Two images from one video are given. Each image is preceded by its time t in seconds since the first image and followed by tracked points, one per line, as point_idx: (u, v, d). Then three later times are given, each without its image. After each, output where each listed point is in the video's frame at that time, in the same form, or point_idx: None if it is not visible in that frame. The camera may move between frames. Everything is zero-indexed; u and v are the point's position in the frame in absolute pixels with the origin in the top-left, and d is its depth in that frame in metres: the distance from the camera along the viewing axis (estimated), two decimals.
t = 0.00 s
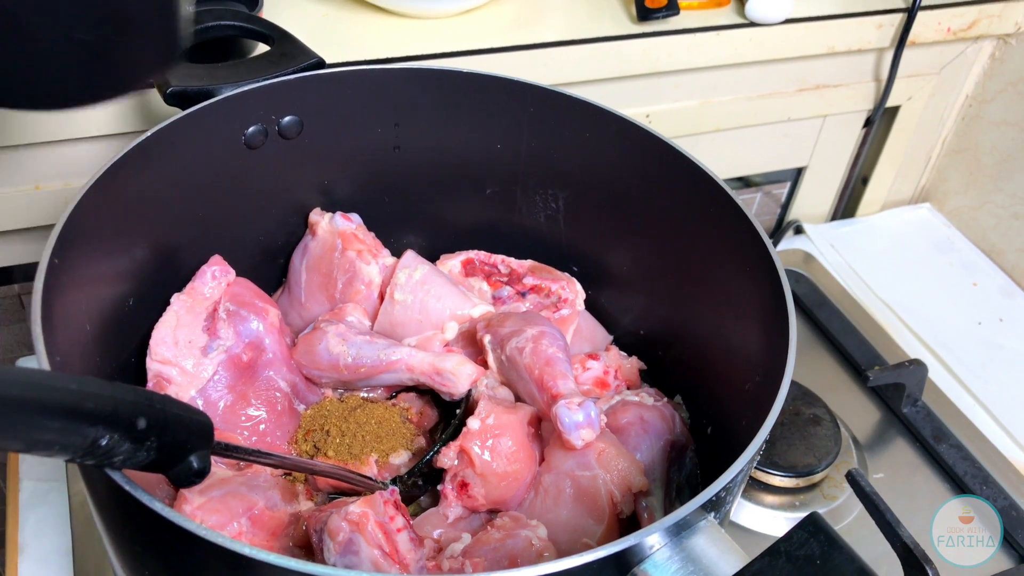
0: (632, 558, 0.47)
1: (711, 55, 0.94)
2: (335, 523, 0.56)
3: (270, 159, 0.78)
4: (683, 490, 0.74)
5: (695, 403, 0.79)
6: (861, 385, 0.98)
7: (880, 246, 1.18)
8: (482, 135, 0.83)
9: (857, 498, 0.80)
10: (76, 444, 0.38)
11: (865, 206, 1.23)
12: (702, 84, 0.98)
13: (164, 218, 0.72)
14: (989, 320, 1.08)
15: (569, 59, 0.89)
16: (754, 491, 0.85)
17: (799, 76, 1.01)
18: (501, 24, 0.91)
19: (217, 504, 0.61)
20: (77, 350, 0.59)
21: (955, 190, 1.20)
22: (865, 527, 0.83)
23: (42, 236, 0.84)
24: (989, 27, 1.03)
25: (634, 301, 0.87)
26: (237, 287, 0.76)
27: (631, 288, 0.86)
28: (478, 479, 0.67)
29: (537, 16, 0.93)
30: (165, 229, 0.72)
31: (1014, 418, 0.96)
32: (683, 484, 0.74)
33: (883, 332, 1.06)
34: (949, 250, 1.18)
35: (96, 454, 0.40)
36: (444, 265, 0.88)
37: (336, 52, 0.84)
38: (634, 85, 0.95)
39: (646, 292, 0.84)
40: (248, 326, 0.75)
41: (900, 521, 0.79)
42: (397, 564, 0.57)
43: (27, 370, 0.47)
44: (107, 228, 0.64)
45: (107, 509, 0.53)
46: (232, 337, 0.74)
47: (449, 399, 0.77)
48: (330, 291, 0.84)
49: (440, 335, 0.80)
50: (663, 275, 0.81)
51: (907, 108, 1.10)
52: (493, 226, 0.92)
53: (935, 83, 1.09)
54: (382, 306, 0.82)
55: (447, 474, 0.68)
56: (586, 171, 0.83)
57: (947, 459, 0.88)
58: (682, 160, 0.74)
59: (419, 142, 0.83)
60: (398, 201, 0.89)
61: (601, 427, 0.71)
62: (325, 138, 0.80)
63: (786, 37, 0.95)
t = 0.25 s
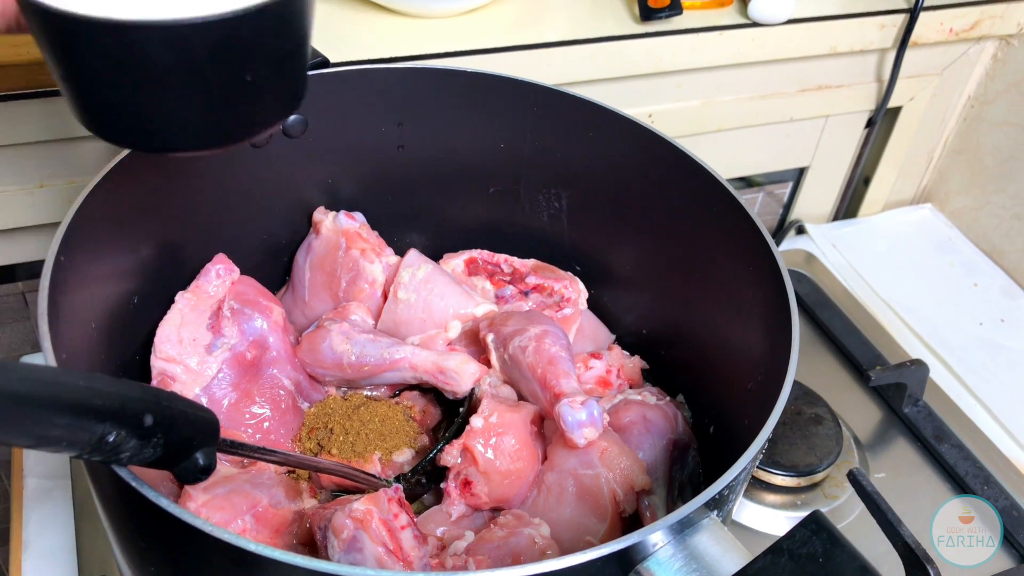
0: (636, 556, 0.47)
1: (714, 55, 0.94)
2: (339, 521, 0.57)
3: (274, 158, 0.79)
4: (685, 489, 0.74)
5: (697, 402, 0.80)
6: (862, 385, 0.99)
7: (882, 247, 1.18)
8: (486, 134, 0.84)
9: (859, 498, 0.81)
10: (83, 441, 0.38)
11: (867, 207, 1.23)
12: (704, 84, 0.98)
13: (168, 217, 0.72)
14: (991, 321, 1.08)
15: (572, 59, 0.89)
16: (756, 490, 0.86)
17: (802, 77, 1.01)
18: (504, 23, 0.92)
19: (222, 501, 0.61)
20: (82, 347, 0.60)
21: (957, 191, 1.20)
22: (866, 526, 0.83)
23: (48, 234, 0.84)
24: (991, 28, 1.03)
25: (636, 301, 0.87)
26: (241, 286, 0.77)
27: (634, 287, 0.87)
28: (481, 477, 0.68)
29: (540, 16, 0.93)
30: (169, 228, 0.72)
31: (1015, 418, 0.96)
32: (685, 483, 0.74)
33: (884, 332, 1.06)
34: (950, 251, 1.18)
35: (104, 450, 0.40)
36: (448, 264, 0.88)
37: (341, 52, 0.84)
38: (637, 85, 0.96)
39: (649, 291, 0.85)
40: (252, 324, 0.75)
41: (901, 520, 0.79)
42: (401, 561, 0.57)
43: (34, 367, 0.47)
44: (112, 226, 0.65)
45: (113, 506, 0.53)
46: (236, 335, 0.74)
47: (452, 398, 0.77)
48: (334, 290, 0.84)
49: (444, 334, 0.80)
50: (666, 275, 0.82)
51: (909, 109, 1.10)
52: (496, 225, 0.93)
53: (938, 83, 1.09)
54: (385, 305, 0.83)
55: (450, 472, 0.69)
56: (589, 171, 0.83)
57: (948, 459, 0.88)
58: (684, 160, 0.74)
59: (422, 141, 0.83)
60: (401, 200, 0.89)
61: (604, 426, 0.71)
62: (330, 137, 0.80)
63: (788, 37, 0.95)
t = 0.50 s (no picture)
0: (634, 554, 0.48)
1: (716, 57, 0.94)
2: (341, 519, 0.57)
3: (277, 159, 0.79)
4: (685, 489, 0.75)
5: (697, 403, 0.80)
6: (862, 387, 0.99)
7: (883, 250, 1.18)
8: (488, 136, 0.84)
9: (858, 499, 0.81)
10: (88, 438, 0.38)
11: (869, 210, 1.23)
12: (706, 87, 0.99)
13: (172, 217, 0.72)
14: (991, 323, 1.09)
15: (574, 61, 0.90)
16: (756, 491, 0.86)
17: (803, 80, 1.02)
18: (507, 26, 0.92)
19: (224, 499, 0.62)
20: (87, 346, 0.60)
21: (958, 194, 1.20)
22: (866, 528, 0.84)
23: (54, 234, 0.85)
24: (992, 32, 1.03)
25: (637, 302, 0.87)
26: (245, 286, 0.77)
27: (634, 289, 0.87)
28: (482, 476, 0.68)
29: (542, 18, 0.94)
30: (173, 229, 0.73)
31: (1015, 421, 0.96)
32: (685, 484, 0.75)
33: (884, 334, 1.07)
34: (951, 254, 1.19)
35: (108, 447, 0.40)
36: (450, 265, 0.89)
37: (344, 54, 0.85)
38: (639, 87, 0.96)
39: (650, 293, 0.85)
40: (255, 324, 0.75)
41: (900, 522, 0.79)
42: (402, 560, 0.57)
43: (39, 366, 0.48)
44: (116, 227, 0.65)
45: (117, 504, 0.53)
46: (239, 335, 0.74)
47: (453, 398, 0.78)
48: (336, 290, 0.85)
49: (445, 335, 0.81)
50: (667, 277, 0.82)
51: (910, 112, 1.10)
52: (498, 226, 0.93)
53: (939, 87, 1.09)
54: (387, 306, 0.83)
55: (451, 471, 0.69)
56: (590, 173, 0.83)
57: (948, 461, 0.88)
58: (685, 162, 0.75)
59: (425, 143, 0.84)
60: (404, 201, 0.90)
61: (604, 426, 0.71)
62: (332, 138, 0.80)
63: (790, 41, 0.95)
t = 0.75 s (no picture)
0: (626, 558, 0.48)
1: (712, 61, 0.95)
2: (334, 522, 0.57)
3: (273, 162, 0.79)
4: (679, 493, 0.75)
5: (691, 407, 0.80)
6: (858, 390, 0.99)
7: (879, 253, 1.19)
8: (484, 140, 0.84)
9: (852, 502, 0.81)
10: (81, 441, 0.38)
11: (865, 213, 1.23)
12: (703, 90, 0.99)
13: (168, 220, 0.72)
14: (988, 327, 1.09)
15: (571, 65, 0.90)
16: (750, 494, 0.86)
17: (799, 83, 1.02)
18: (505, 30, 0.92)
19: (218, 502, 0.62)
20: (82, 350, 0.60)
21: (954, 198, 1.20)
22: (860, 531, 0.84)
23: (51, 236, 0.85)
24: (989, 36, 1.03)
25: (632, 305, 0.87)
26: (241, 290, 0.78)
27: (630, 292, 0.87)
28: (476, 480, 0.68)
29: (539, 23, 0.94)
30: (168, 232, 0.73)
31: (1010, 425, 0.97)
32: (679, 488, 0.75)
33: (881, 338, 1.07)
34: (948, 257, 1.19)
35: (101, 451, 0.40)
36: (445, 269, 0.89)
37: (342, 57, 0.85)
38: (635, 91, 0.96)
39: (645, 296, 0.85)
40: (251, 327, 0.76)
41: (894, 525, 0.80)
42: (395, 563, 0.57)
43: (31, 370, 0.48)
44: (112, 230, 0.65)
45: (111, 507, 0.53)
46: (234, 338, 0.74)
47: (448, 401, 0.78)
48: (332, 293, 0.85)
49: (440, 338, 0.81)
50: (661, 280, 0.82)
51: (907, 116, 1.10)
52: (494, 230, 0.93)
53: (935, 91, 1.09)
54: (383, 309, 0.83)
55: (446, 475, 0.69)
56: (586, 177, 0.83)
57: (943, 465, 0.89)
58: (680, 166, 0.75)
59: (421, 146, 0.84)
60: (400, 204, 0.90)
61: (599, 430, 0.72)
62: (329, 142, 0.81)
63: (786, 45, 0.95)
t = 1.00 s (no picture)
0: (617, 564, 0.48)
1: (707, 65, 0.95)
2: (325, 529, 0.57)
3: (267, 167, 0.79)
4: (673, 498, 0.75)
5: (685, 411, 0.80)
6: (853, 394, 0.99)
7: (875, 257, 1.19)
8: (478, 144, 0.84)
9: (847, 507, 0.81)
10: (66, 449, 0.38)
11: (861, 216, 1.23)
12: (698, 94, 0.99)
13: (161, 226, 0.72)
14: (984, 331, 1.09)
15: (565, 68, 0.90)
16: (745, 499, 0.86)
17: (795, 87, 1.02)
18: (499, 33, 0.92)
19: (209, 508, 0.62)
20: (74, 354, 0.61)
21: (950, 201, 1.20)
22: (856, 536, 0.84)
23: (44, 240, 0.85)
24: (984, 39, 1.03)
25: (627, 310, 0.87)
26: (232, 294, 0.77)
27: (624, 296, 0.87)
28: (469, 485, 0.68)
29: (533, 26, 0.94)
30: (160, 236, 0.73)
31: (1006, 428, 0.96)
32: (673, 493, 0.74)
33: (876, 341, 1.07)
34: (944, 260, 1.19)
35: (87, 458, 0.40)
36: (439, 273, 0.89)
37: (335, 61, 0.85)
38: (630, 95, 0.96)
39: (639, 300, 0.85)
40: (242, 332, 0.75)
41: (890, 529, 0.80)
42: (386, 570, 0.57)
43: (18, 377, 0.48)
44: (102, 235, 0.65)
45: (100, 514, 0.53)
46: (226, 343, 0.73)
47: (441, 406, 0.77)
48: (325, 298, 0.84)
49: (434, 343, 0.81)
50: (655, 285, 0.82)
51: (902, 119, 1.10)
52: (488, 234, 0.93)
53: (931, 94, 1.09)
54: (376, 314, 0.83)
55: (438, 480, 0.69)
56: (579, 181, 0.83)
57: (938, 469, 0.88)
58: (674, 170, 0.75)
59: (415, 150, 0.84)
60: (394, 208, 0.90)
61: (592, 435, 0.71)
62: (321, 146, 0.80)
63: (781, 48, 0.95)
